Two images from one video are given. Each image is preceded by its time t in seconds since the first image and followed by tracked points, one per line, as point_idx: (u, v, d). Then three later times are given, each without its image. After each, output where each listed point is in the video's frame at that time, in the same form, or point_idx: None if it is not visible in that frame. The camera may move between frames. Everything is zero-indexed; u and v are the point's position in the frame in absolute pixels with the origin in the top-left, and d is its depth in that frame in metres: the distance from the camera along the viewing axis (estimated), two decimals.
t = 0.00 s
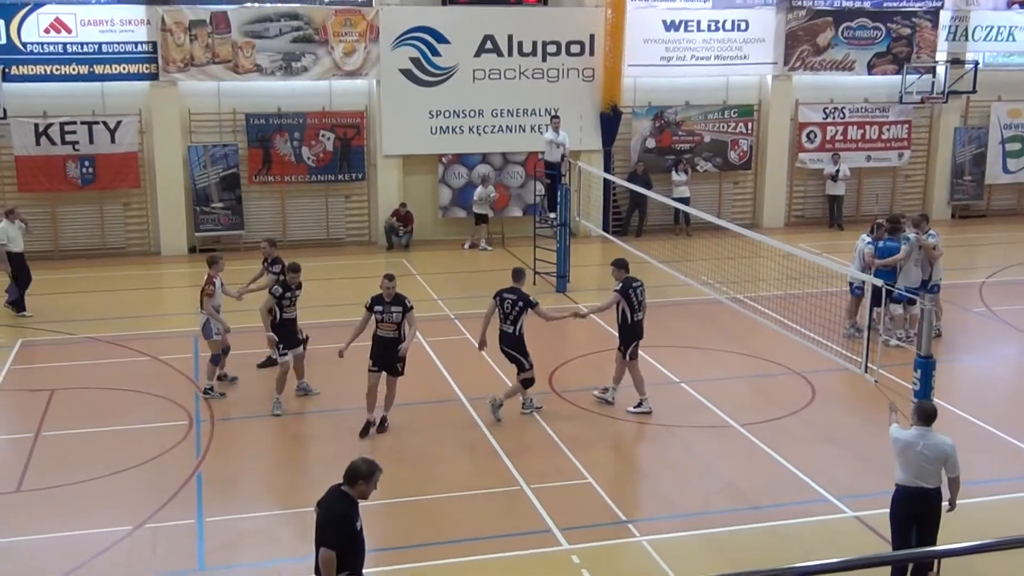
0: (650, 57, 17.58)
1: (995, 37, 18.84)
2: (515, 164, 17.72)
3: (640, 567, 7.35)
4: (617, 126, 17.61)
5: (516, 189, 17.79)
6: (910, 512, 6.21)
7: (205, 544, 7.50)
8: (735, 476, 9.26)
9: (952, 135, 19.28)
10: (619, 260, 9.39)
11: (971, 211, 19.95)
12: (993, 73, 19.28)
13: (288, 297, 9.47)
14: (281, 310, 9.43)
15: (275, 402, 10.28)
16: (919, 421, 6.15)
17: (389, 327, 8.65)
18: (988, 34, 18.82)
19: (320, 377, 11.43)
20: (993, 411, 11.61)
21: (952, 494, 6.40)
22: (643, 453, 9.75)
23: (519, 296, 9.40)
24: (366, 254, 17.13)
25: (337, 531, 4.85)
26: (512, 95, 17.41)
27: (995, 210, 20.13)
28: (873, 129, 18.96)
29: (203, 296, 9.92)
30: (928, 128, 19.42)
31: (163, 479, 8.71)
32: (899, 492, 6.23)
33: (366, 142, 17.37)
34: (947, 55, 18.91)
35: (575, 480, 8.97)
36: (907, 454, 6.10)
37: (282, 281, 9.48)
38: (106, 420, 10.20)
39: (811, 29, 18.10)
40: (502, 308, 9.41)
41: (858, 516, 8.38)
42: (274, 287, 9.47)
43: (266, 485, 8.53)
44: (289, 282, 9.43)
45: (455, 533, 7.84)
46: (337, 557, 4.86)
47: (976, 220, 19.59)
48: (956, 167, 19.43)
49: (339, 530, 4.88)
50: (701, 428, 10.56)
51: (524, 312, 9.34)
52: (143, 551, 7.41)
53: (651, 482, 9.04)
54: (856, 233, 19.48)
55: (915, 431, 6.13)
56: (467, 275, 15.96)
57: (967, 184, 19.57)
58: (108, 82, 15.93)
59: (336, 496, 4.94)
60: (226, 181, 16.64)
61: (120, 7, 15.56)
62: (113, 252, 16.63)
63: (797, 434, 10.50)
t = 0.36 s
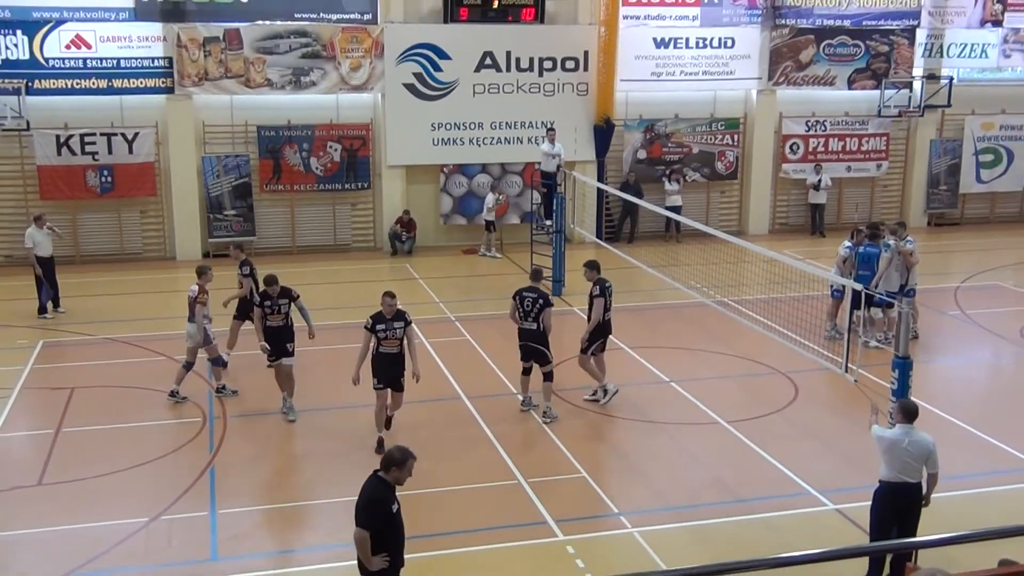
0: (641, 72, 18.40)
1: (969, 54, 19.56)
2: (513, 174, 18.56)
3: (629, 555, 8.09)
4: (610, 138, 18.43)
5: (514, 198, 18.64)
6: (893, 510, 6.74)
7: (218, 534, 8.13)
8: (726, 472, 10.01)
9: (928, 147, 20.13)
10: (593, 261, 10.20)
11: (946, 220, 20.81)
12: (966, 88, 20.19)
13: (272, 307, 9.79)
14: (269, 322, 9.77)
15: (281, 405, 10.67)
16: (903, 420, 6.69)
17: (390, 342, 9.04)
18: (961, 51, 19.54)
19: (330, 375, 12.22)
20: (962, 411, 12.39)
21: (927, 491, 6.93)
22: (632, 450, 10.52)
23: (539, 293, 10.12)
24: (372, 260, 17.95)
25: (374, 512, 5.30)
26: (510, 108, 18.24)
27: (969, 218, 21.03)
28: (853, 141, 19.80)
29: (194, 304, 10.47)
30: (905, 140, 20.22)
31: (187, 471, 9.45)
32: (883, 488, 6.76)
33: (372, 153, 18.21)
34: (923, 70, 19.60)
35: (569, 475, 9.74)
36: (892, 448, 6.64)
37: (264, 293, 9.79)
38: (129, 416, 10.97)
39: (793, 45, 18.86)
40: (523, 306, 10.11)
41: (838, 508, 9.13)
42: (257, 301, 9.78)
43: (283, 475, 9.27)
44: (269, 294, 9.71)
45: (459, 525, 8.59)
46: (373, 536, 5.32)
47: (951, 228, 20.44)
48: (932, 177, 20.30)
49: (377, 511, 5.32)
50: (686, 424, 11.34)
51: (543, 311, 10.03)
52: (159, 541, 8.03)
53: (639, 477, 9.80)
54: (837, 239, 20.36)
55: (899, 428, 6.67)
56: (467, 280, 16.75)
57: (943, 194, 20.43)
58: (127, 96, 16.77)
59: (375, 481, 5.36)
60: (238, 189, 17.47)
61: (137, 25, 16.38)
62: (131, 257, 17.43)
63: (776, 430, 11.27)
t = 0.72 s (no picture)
0: (627, 88, 19.25)
1: (939, 71, 20.68)
2: (506, 185, 19.49)
3: (614, 547, 8.81)
4: (597, 151, 19.31)
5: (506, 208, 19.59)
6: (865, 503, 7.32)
7: (222, 530, 8.67)
8: (707, 468, 10.77)
9: (899, 159, 21.30)
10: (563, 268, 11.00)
11: (917, 228, 22.02)
12: (936, 102, 21.34)
13: (256, 325, 9.87)
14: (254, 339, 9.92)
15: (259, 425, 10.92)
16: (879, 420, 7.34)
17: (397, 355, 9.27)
18: (932, 69, 20.65)
19: (332, 375, 13.00)
20: (927, 410, 13.22)
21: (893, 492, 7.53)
22: (617, 448, 11.30)
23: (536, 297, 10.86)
24: (372, 266, 18.82)
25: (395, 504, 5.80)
26: (502, 122, 19.15)
27: (938, 226, 22.23)
28: (829, 154, 20.91)
29: (179, 310, 11.03)
30: (877, 152, 21.35)
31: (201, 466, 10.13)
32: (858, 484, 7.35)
33: (371, 164, 19.08)
34: (896, 87, 20.70)
35: (558, 471, 10.52)
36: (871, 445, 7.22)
37: (250, 309, 9.87)
38: (143, 414, 11.70)
39: (772, 63, 19.80)
40: (528, 311, 10.79)
41: (815, 503, 9.88)
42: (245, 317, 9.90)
43: (292, 469, 9.96)
44: (254, 312, 9.77)
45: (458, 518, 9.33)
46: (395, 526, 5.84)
47: (921, 237, 21.64)
48: (903, 187, 21.46)
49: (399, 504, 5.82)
50: (668, 423, 12.16)
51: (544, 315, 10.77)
52: (167, 536, 8.59)
53: (624, 473, 10.54)
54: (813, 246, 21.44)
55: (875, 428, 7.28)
56: (461, 286, 17.57)
57: (913, 204, 21.62)
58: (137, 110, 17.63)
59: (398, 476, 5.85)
60: (244, 199, 18.33)
61: (147, 42, 17.18)
62: (141, 263, 18.33)
63: (751, 429, 12.04)
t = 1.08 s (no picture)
0: (611, 101, 20.29)
1: (905, 84, 22.27)
2: (496, 193, 20.47)
3: (599, 538, 9.50)
4: (582, 160, 20.29)
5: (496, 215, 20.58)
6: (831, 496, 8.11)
7: (226, 522, 9.17)
8: (687, 463, 11.54)
9: (869, 168, 22.67)
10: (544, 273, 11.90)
11: (886, 233, 23.36)
12: (906, 114, 22.98)
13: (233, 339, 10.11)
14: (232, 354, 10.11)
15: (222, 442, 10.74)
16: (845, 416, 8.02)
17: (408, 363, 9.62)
18: (898, 81, 22.23)
19: (332, 372, 13.80)
20: (893, 404, 14.03)
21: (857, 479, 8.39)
22: (602, 443, 12.09)
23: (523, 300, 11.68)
24: (367, 270, 19.71)
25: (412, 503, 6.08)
26: (492, 132, 20.14)
27: (906, 231, 23.55)
28: (802, 163, 22.09)
29: (172, 320, 11.73)
30: (847, 163, 22.68)
31: (208, 456, 10.80)
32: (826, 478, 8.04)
33: (367, 173, 20.03)
34: (865, 99, 22.05)
35: (546, 465, 11.30)
36: (844, 443, 7.99)
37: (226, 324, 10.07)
38: (152, 411, 12.44)
39: (748, 77, 20.97)
40: (516, 312, 11.53)
41: (789, 494, 10.64)
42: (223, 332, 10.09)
43: (295, 459, 10.67)
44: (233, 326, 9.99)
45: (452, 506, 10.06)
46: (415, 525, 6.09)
47: (889, 241, 22.94)
48: (872, 195, 22.83)
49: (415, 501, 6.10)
50: (651, 419, 13.00)
51: (531, 316, 11.57)
52: (172, 528, 9.08)
53: (611, 468, 11.29)
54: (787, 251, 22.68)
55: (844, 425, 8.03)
56: (453, 288, 18.46)
57: (882, 210, 22.96)
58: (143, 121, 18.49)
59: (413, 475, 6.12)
60: (245, 206, 19.21)
61: (152, 57, 18.06)
62: (146, 267, 19.20)
63: (727, 425, 12.84)
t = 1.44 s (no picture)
0: (589, 109, 22.15)
1: (868, 94, 24.46)
2: (480, 198, 21.62)
3: (577, 525, 10.15)
4: (562, 166, 21.61)
5: (480, 218, 21.66)
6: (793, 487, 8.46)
7: (221, 513, 9.70)
8: (661, 455, 12.18)
9: (832, 174, 24.94)
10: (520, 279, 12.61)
11: (849, 235, 25.73)
12: (869, 122, 25.16)
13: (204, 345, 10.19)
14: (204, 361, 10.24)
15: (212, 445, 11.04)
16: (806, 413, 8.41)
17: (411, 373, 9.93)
18: (862, 92, 24.41)
19: (321, 370, 14.53)
20: (853, 394, 14.69)
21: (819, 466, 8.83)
22: (580, 437, 12.74)
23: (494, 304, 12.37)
24: (358, 271, 20.68)
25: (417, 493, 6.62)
26: (476, 140, 21.29)
27: (868, 233, 25.96)
28: (770, 168, 24.27)
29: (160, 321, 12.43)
30: (813, 169, 24.93)
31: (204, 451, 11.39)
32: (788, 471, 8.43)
33: (357, 178, 21.01)
34: (830, 108, 24.24)
35: (529, 456, 12.00)
36: (807, 436, 8.42)
37: (198, 331, 10.23)
38: (148, 408, 13.08)
39: (719, 87, 22.98)
40: (483, 315, 12.28)
41: (759, 484, 11.31)
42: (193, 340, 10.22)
43: (287, 452, 11.31)
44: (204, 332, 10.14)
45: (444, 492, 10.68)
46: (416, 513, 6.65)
47: (852, 243, 25.32)
48: (836, 199, 25.14)
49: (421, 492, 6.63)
50: (629, 412, 13.72)
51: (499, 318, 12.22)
52: (170, 518, 9.59)
53: (589, 459, 12.00)
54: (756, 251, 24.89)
55: (804, 419, 8.46)
56: (439, 288, 19.34)
57: (845, 213, 25.33)
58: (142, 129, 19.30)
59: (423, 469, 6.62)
60: (240, 211, 20.18)
61: (150, 67, 18.87)
62: (145, 269, 20.03)
63: (699, 418, 13.57)
